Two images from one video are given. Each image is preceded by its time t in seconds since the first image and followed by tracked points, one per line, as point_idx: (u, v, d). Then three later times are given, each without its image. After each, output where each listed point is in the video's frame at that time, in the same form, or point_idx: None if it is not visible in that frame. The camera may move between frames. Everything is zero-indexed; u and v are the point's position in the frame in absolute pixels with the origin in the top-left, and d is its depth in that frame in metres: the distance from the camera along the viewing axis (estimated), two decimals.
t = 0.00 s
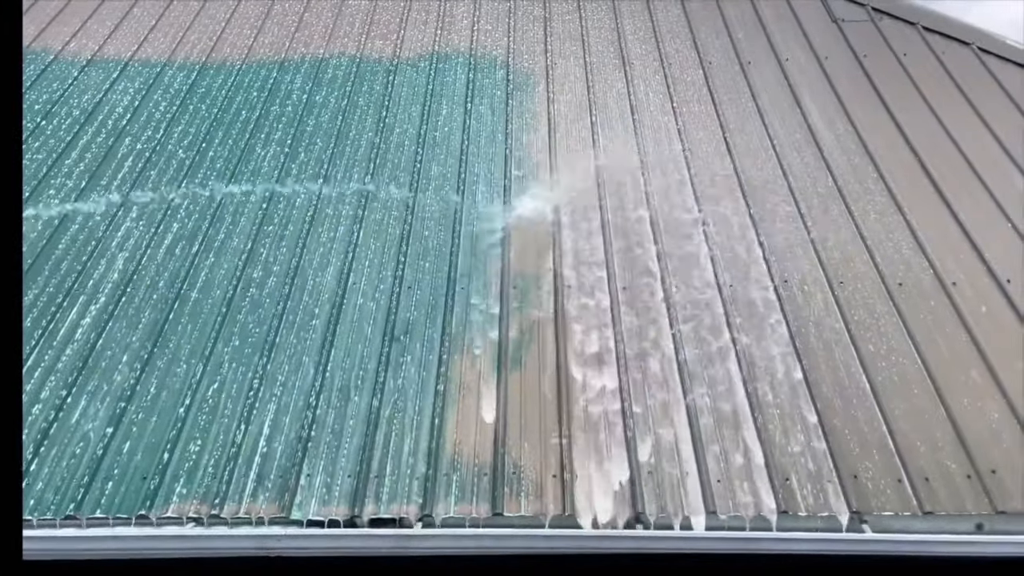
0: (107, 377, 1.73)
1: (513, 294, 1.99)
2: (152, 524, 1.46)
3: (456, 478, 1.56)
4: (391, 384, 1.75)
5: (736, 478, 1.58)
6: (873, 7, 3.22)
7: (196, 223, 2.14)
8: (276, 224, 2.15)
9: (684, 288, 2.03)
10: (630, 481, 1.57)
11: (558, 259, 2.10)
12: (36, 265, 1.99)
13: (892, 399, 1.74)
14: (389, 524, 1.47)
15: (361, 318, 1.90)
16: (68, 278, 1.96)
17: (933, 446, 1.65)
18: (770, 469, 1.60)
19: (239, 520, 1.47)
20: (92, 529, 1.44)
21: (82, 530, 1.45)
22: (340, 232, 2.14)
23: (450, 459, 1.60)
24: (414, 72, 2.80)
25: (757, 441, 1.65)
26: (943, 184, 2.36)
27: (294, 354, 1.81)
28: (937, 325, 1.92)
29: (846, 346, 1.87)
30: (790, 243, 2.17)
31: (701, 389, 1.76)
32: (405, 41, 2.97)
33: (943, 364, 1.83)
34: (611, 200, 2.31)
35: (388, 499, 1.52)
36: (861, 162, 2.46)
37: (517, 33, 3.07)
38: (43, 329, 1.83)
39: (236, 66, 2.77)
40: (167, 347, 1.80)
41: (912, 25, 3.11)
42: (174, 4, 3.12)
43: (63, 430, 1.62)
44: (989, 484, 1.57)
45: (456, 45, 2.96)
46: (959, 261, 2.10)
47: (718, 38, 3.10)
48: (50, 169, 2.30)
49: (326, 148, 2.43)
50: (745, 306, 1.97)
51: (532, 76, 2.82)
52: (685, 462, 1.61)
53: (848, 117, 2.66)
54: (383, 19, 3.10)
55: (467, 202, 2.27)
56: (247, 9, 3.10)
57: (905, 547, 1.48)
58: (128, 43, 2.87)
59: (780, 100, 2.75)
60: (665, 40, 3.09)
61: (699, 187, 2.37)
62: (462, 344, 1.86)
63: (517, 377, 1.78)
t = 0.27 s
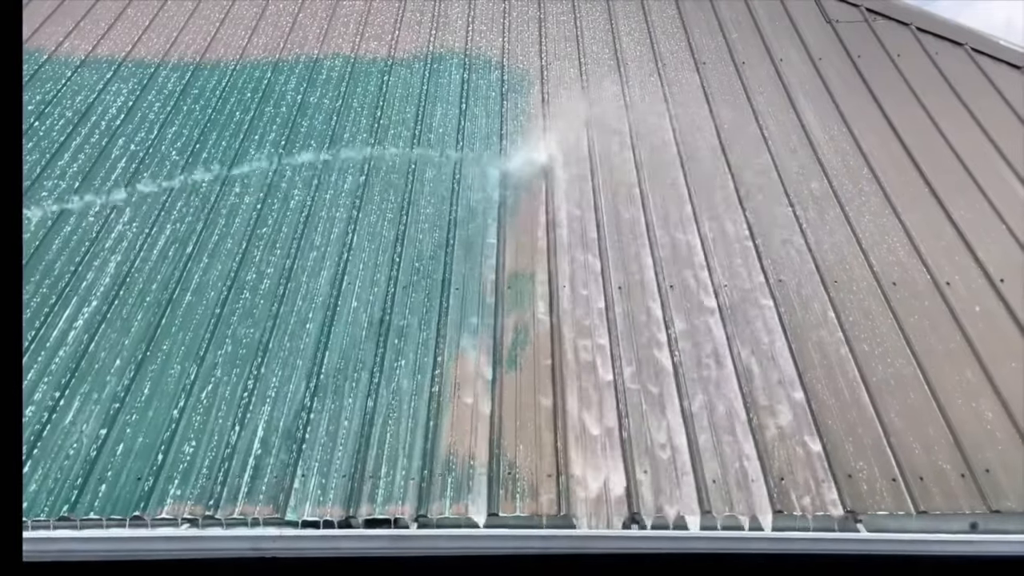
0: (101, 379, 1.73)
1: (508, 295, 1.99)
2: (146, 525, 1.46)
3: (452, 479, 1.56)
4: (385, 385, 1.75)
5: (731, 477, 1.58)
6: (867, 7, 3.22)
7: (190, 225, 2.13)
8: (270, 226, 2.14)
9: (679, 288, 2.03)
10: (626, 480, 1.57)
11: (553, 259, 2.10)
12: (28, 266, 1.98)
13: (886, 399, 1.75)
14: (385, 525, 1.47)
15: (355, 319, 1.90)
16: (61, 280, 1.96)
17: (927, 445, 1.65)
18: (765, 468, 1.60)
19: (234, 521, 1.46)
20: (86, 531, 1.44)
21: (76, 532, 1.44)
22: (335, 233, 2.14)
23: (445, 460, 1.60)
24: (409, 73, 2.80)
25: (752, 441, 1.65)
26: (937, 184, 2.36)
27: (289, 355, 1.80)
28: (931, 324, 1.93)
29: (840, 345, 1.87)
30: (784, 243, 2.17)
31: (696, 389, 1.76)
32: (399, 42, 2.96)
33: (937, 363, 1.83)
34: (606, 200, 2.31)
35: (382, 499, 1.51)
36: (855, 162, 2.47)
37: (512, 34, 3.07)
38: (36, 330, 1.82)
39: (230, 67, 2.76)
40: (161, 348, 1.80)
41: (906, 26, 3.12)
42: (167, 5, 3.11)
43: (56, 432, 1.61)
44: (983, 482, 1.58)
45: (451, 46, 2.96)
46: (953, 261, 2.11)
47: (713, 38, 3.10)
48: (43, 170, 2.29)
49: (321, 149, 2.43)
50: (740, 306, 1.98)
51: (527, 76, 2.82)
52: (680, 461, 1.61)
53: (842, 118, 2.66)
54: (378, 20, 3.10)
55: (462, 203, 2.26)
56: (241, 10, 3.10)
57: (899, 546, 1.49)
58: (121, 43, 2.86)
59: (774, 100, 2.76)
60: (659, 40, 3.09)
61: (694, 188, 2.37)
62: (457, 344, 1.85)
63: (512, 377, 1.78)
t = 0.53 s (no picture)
0: (98, 380, 1.72)
1: (506, 296, 1.99)
2: (144, 526, 1.45)
3: (450, 480, 1.56)
4: (383, 386, 1.75)
5: (729, 478, 1.58)
6: (863, 8, 3.23)
7: (187, 226, 2.13)
8: (267, 227, 2.14)
9: (677, 289, 2.03)
10: (624, 481, 1.57)
11: (550, 260, 2.10)
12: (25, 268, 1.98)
13: (883, 399, 1.75)
14: (382, 526, 1.47)
15: (353, 320, 1.90)
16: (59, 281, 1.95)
17: (924, 445, 1.65)
18: (763, 469, 1.60)
19: (232, 522, 1.46)
20: (84, 532, 1.44)
21: (73, 534, 1.44)
22: (332, 234, 2.14)
23: (443, 461, 1.60)
24: (406, 74, 2.80)
25: (749, 441, 1.65)
26: (934, 185, 2.37)
27: (287, 356, 1.80)
28: (928, 324, 1.93)
29: (838, 346, 1.88)
30: (781, 244, 2.17)
31: (694, 390, 1.77)
32: (397, 43, 2.96)
33: (934, 363, 1.84)
34: (604, 201, 2.31)
35: (380, 500, 1.51)
36: (852, 163, 2.47)
37: (509, 35, 3.07)
38: (34, 332, 1.82)
39: (228, 68, 2.76)
40: (158, 350, 1.80)
41: (903, 27, 3.12)
42: (165, 6, 3.11)
43: (54, 433, 1.61)
44: (980, 483, 1.58)
45: (448, 47, 2.96)
46: (949, 261, 2.11)
47: (710, 39, 3.11)
48: (40, 171, 2.28)
49: (318, 151, 2.43)
50: (737, 306, 1.98)
51: (524, 77, 2.82)
52: (678, 462, 1.61)
53: (839, 118, 2.67)
54: (375, 21, 3.10)
55: (459, 204, 2.27)
56: (239, 11, 3.10)
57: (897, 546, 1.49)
58: (119, 44, 2.86)
59: (772, 101, 2.76)
60: (657, 41, 3.09)
61: (691, 189, 2.37)
62: (455, 345, 1.85)
63: (510, 378, 1.79)
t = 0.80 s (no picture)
0: (98, 382, 1.72)
1: (505, 297, 1.99)
2: (144, 528, 1.46)
3: (449, 481, 1.56)
4: (383, 387, 1.75)
5: (728, 478, 1.58)
6: (862, 9, 3.23)
7: (186, 228, 2.13)
8: (267, 229, 2.14)
9: (676, 290, 2.03)
10: (623, 482, 1.57)
11: (550, 261, 2.10)
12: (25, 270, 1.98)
13: (882, 400, 1.75)
14: (382, 527, 1.47)
15: (352, 322, 1.90)
16: (58, 283, 1.95)
17: (923, 446, 1.65)
18: (762, 469, 1.60)
19: (232, 523, 1.46)
20: (84, 533, 1.44)
21: (73, 535, 1.44)
22: (332, 235, 2.14)
23: (443, 462, 1.60)
24: (405, 75, 2.80)
25: (749, 442, 1.66)
26: (933, 185, 2.37)
27: (287, 357, 1.80)
28: (927, 325, 1.94)
29: (837, 347, 1.88)
30: (780, 245, 2.18)
31: (693, 391, 1.77)
32: (396, 45, 2.97)
33: (933, 364, 1.84)
34: (603, 202, 2.31)
35: (380, 501, 1.51)
36: (851, 164, 2.47)
37: (509, 36, 3.07)
38: (33, 334, 1.82)
39: (227, 70, 2.76)
40: (158, 351, 1.80)
41: (901, 28, 3.12)
42: (164, 7, 3.11)
43: (54, 435, 1.61)
44: (979, 483, 1.58)
45: (448, 48, 2.97)
46: (948, 262, 2.11)
47: (709, 40, 3.11)
48: (39, 173, 2.28)
49: (317, 152, 2.43)
50: (736, 307, 1.98)
51: (524, 79, 2.82)
52: (678, 463, 1.61)
53: (838, 119, 2.67)
54: (374, 22, 3.10)
55: (459, 205, 2.27)
56: (238, 12, 3.10)
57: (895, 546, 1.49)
58: (118, 45, 2.86)
59: (771, 102, 2.76)
60: (656, 42, 3.09)
61: (691, 190, 2.37)
62: (455, 346, 1.86)
63: (510, 378, 1.79)
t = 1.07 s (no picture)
0: (98, 384, 1.73)
1: (505, 298, 2.00)
2: (145, 529, 1.46)
3: (450, 482, 1.56)
4: (383, 388, 1.75)
5: (727, 479, 1.59)
6: (861, 10, 3.24)
7: (186, 230, 2.13)
8: (267, 231, 2.15)
9: (675, 291, 2.04)
10: (623, 482, 1.58)
11: (550, 262, 2.11)
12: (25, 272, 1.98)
13: (881, 400, 1.76)
14: (382, 528, 1.48)
15: (352, 324, 1.90)
16: (58, 285, 1.96)
17: (923, 446, 1.66)
18: (762, 470, 1.61)
19: (232, 524, 1.47)
20: (84, 535, 1.44)
21: (74, 537, 1.44)
22: (332, 237, 2.14)
23: (443, 463, 1.60)
24: (405, 77, 2.80)
25: (748, 443, 1.66)
26: (932, 186, 2.37)
27: (287, 359, 1.81)
28: (926, 326, 1.94)
29: (836, 347, 1.88)
30: (780, 245, 2.18)
31: (692, 391, 1.77)
32: (396, 47, 2.97)
33: (932, 364, 1.84)
34: (602, 203, 2.32)
35: (380, 503, 1.52)
36: (850, 164, 2.48)
37: (508, 38, 3.08)
38: (33, 336, 1.82)
39: (227, 72, 2.76)
40: (158, 353, 1.80)
41: (900, 29, 3.13)
42: (164, 9, 3.11)
43: (54, 437, 1.61)
44: (978, 484, 1.59)
45: (448, 50, 2.97)
46: (947, 262, 2.12)
47: (709, 42, 3.11)
48: (40, 175, 2.29)
49: (318, 154, 2.43)
50: (736, 308, 1.99)
51: (523, 80, 2.83)
52: (678, 463, 1.62)
53: (837, 121, 2.67)
54: (374, 24, 3.10)
55: (459, 207, 2.27)
56: (238, 14, 3.10)
57: (894, 547, 1.50)
58: (118, 47, 2.86)
59: (770, 103, 2.77)
60: (655, 43, 3.10)
61: (691, 191, 2.38)
62: (455, 348, 1.86)
63: (510, 379, 1.79)
